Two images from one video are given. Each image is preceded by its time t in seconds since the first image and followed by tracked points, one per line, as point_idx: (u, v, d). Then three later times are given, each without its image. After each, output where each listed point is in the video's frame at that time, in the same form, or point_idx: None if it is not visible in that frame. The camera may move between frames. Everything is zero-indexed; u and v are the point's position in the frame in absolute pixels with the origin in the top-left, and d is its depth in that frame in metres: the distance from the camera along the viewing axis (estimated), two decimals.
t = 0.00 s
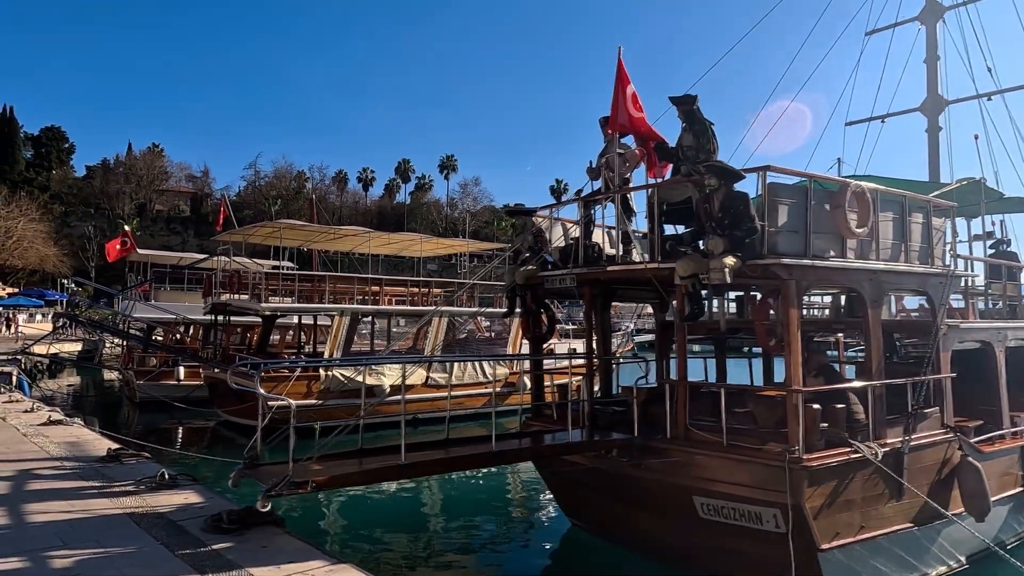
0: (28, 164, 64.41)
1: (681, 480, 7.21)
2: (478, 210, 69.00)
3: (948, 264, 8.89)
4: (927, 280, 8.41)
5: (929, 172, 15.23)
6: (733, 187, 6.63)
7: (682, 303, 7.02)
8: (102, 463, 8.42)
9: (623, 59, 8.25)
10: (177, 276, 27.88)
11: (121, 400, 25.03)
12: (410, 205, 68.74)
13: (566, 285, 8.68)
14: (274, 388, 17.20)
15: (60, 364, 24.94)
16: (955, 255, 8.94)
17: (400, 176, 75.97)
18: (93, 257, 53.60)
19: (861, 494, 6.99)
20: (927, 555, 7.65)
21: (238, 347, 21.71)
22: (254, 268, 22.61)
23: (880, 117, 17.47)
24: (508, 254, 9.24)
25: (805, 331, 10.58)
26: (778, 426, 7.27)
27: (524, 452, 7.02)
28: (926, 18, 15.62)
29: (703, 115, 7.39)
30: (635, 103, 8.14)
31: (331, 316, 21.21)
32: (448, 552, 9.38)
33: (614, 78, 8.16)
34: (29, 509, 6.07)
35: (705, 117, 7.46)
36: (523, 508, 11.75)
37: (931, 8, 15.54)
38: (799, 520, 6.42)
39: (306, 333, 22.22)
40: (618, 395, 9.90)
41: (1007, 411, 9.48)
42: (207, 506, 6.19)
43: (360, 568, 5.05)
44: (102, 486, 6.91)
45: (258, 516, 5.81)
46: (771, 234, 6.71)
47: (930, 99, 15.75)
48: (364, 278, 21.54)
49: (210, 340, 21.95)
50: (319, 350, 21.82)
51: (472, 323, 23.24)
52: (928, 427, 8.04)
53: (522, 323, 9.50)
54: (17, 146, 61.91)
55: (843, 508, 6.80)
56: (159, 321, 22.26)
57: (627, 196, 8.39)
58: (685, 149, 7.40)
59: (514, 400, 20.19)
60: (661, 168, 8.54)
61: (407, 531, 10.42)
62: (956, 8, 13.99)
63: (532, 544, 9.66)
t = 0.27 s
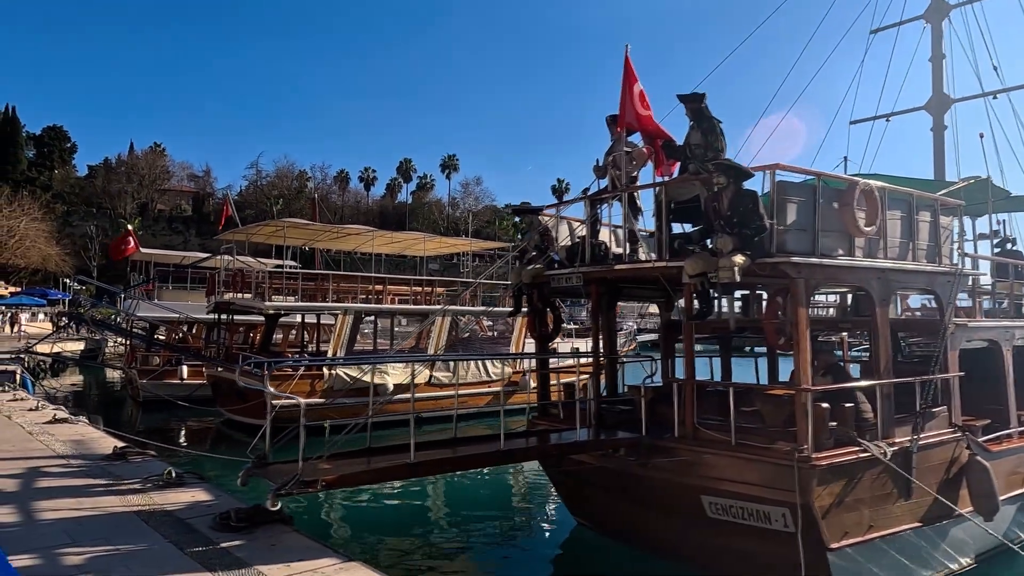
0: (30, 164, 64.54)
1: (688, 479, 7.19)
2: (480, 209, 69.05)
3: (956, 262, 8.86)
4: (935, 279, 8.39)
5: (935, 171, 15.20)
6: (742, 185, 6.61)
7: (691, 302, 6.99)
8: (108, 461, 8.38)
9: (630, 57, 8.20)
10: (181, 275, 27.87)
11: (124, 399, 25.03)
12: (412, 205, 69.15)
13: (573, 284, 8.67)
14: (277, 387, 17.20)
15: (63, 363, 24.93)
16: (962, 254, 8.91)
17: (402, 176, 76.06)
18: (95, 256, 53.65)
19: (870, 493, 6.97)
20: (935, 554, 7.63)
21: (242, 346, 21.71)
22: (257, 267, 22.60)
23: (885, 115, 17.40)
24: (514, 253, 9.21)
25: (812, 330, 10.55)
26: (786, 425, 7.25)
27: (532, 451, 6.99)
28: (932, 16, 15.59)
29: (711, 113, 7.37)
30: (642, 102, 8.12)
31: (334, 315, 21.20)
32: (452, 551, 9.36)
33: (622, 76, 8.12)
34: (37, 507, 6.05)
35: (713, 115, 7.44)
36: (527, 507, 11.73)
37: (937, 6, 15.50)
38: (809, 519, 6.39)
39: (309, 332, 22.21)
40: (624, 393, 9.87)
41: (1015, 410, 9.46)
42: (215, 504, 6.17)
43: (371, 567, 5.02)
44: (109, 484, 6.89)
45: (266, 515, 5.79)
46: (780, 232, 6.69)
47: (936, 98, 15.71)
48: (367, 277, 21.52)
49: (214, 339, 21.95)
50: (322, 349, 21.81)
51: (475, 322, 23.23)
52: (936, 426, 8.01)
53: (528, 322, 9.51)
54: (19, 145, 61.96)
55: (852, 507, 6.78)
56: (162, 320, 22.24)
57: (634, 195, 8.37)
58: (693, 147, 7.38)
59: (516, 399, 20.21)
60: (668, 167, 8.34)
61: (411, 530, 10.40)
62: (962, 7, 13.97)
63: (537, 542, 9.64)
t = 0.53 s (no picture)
0: (35, 162, 64.72)
1: (699, 479, 7.14)
2: (483, 207, 69.03)
3: (968, 260, 8.78)
4: (946, 278, 8.31)
5: (944, 168, 15.10)
6: (754, 183, 6.55)
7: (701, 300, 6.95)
8: (116, 459, 8.33)
9: (640, 54, 8.12)
10: (186, 272, 27.89)
11: (130, 396, 25.07)
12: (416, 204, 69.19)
13: (581, 282, 8.63)
14: (283, 385, 17.18)
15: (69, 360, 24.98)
16: (974, 252, 8.84)
17: (406, 174, 76.10)
18: (101, 254, 53.80)
19: (882, 493, 6.91)
20: (947, 555, 7.57)
21: (247, 344, 21.70)
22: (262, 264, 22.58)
23: (894, 113, 17.28)
24: (522, 251, 9.16)
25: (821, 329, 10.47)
26: (797, 425, 7.20)
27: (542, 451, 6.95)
28: (942, 12, 15.47)
29: (722, 110, 7.31)
30: (653, 99, 8.03)
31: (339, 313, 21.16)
32: (459, 550, 9.32)
33: (631, 73, 8.05)
34: (46, 504, 6.02)
35: (724, 112, 7.38)
36: (532, 506, 11.71)
37: (946, 3, 15.38)
38: (821, 520, 6.33)
39: (314, 330, 22.19)
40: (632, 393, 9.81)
41: None
42: (224, 502, 6.13)
43: (382, 567, 4.98)
44: (117, 482, 6.86)
45: (275, 513, 5.76)
46: (792, 230, 6.62)
47: (945, 95, 15.61)
48: (373, 275, 21.48)
49: (219, 337, 21.95)
50: (327, 347, 21.80)
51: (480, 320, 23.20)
52: (948, 426, 7.95)
53: (536, 320, 9.49)
54: (25, 142, 62.15)
55: (864, 508, 6.73)
56: (167, 318, 22.24)
57: (644, 193, 8.32)
58: (704, 144, 7.32)
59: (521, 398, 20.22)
60: (678, 165, 8.22)
61: (417, 529, 10.36)
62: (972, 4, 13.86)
63: (543, 542, 9.61)
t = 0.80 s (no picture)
0: (43, 160, 65.05)
1: (712, 481, 7.06)
2: (489, 205, 68.99)
3: (984, 259, 8.66)
4: (962, 277, 8.19)
5: (956, 166, 14.94)
6: (768, 181, 6.45)
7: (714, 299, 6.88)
8: (124, 457, 8.29)
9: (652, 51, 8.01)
10: (193, 271, 27.93)
11: (137, 394, 25.13)
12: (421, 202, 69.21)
13: (592, 281, 8.56)
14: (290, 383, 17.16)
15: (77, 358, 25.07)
16: (990, 251, 8.71)
17: (411, 172, 76.16)
18: (108, 252, 54.01)
19: (898, 496, 6.81)
20: (964, 558, 7.46)
21: (253, 342, 21.70)
22: (269, 263, 22.57)
23: (905, 109, 17.10)
24: (532, 249, 9.08)
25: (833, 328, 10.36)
26: (811, 426, 7.11)
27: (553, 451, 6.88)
28: (954, 8, 15.30)
29: (735, 107, 7.22)
30: (664, 95, 7.93)
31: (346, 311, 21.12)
32: (466, 550, 9.26)
33: (643, 70, 7.95)
34: (55, 504, 5.98)
35: (737, 109, 7.28)
36: (541, 505, 11.63)
37: None
38: (837, 522, 6.24)
39: (321, 328, 22.17)
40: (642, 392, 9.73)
41: None
42: (233, 502, 6.08)
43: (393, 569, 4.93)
44: (125, 481, 6.82)
45: (284, 514, 5.71)
46: (807, 229, 6.53)
47: (958, 91, 15.44)
48: (379, 273, 21.43)
49: (225, 335, 21.96)
50: (334, 345, 21.78)
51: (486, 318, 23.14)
52: (964, 427, 7.84)
53: (545, 319, 9.43)
54: (33, 142, 62.50)
55: (880, 511, 6.64)
56: (174, 316, 22.25)
57: (655, 191, 8.24)
58: (717, 142, 7.23)
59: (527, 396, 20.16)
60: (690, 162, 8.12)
61: (424, 529, 10.31)
62: None
63: (552, 542, 9.53)
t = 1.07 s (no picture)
0: (44, 158, 65.02)
1: (724, 483, 6.94)
2: (490, 203, 68.88)
3: (998, 257, 8.52)
4: (976, 275, 8.06)
5: (965, 163, 14.80)
6: (783, 177, 6.32)
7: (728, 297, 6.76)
8: (125, 457, 8.17)
9: (662, 45, 7.86)
10: (196, 268, 27.85)
11: (140, 392, 25.07)
12: (422, 200, 69.21)
13: (600, 279, 8.44)
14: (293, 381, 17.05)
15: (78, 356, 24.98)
16: (1005, 249, 8.58)
17: (413, 170, 76.10)
18: (109, 249, 53.97)
19: (914, 498, 6.70)
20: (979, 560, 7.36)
21: (255, 340, 21.59)
22: (271, 260, 22.46)
23: (913, 106, 16.92)
24: (539, 247, 8.94)
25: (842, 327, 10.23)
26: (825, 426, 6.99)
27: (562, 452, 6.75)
28: (964, 4, 15.13)
29: (747, 102, 7.09)
30: (675, 91, 7.78)
31: (348, 308, 20.98)
32: (471, 550, 9.14)
33: (653, 64, 7.80)
34: (57, 505, 5.88)
35: (749, 104, 7.15)
36: (546, 505, 11.52)
37: None
38: (852, 525, 6.14)
39: (323, 326, 22.06)
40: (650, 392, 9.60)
41: None
42: (238, 503, 5.98)
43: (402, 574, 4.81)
44: (128, 481, 6.72)
45: (291, 515, 5.61)
46: (822, 226, 6.39)
47: (967, 89, 15.29)
48: (382, 271, 21.29)
49: (228, 333, 21.86)
50: (336, 343, 21.66)
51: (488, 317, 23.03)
52: (979, 428, 7.72)
53: (553, 317, 9.32)
54: (35, 139, 62.48)
55: (896, 513, 6.52)
56: (176, 313, 22.14)
57: (665, 187, 8.11)
58: (729, 137, 7.11)
59: (530, 395, 20.09)
60: (703, 159, 7.93)
61: (428, 528, 10.18)
62: None
63: (558, 542, 9.43)
